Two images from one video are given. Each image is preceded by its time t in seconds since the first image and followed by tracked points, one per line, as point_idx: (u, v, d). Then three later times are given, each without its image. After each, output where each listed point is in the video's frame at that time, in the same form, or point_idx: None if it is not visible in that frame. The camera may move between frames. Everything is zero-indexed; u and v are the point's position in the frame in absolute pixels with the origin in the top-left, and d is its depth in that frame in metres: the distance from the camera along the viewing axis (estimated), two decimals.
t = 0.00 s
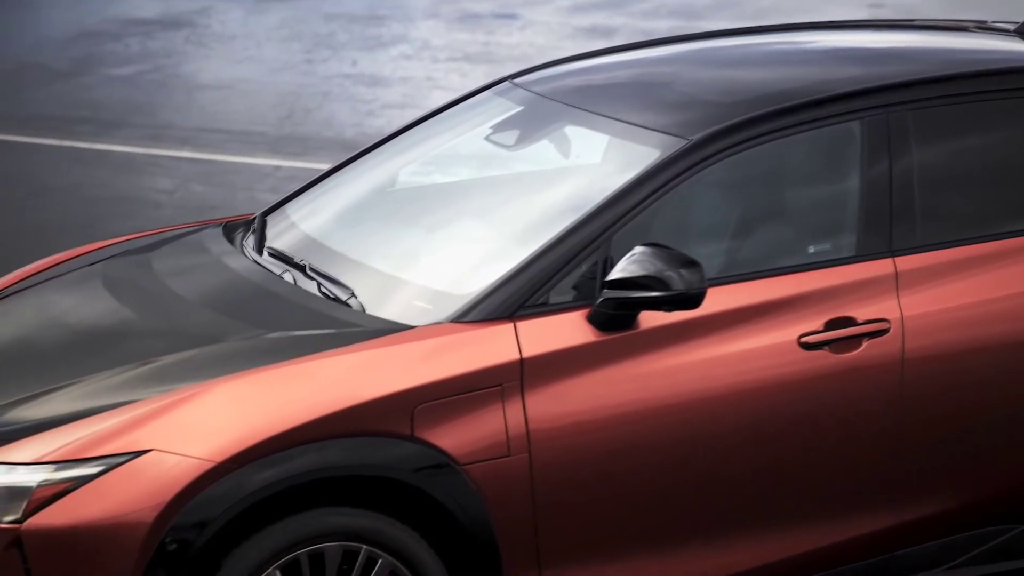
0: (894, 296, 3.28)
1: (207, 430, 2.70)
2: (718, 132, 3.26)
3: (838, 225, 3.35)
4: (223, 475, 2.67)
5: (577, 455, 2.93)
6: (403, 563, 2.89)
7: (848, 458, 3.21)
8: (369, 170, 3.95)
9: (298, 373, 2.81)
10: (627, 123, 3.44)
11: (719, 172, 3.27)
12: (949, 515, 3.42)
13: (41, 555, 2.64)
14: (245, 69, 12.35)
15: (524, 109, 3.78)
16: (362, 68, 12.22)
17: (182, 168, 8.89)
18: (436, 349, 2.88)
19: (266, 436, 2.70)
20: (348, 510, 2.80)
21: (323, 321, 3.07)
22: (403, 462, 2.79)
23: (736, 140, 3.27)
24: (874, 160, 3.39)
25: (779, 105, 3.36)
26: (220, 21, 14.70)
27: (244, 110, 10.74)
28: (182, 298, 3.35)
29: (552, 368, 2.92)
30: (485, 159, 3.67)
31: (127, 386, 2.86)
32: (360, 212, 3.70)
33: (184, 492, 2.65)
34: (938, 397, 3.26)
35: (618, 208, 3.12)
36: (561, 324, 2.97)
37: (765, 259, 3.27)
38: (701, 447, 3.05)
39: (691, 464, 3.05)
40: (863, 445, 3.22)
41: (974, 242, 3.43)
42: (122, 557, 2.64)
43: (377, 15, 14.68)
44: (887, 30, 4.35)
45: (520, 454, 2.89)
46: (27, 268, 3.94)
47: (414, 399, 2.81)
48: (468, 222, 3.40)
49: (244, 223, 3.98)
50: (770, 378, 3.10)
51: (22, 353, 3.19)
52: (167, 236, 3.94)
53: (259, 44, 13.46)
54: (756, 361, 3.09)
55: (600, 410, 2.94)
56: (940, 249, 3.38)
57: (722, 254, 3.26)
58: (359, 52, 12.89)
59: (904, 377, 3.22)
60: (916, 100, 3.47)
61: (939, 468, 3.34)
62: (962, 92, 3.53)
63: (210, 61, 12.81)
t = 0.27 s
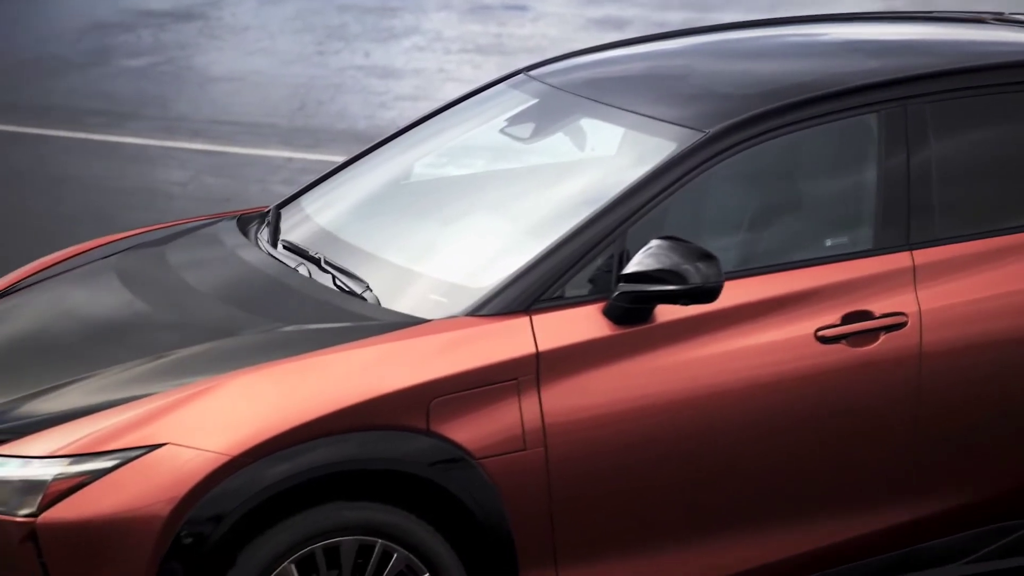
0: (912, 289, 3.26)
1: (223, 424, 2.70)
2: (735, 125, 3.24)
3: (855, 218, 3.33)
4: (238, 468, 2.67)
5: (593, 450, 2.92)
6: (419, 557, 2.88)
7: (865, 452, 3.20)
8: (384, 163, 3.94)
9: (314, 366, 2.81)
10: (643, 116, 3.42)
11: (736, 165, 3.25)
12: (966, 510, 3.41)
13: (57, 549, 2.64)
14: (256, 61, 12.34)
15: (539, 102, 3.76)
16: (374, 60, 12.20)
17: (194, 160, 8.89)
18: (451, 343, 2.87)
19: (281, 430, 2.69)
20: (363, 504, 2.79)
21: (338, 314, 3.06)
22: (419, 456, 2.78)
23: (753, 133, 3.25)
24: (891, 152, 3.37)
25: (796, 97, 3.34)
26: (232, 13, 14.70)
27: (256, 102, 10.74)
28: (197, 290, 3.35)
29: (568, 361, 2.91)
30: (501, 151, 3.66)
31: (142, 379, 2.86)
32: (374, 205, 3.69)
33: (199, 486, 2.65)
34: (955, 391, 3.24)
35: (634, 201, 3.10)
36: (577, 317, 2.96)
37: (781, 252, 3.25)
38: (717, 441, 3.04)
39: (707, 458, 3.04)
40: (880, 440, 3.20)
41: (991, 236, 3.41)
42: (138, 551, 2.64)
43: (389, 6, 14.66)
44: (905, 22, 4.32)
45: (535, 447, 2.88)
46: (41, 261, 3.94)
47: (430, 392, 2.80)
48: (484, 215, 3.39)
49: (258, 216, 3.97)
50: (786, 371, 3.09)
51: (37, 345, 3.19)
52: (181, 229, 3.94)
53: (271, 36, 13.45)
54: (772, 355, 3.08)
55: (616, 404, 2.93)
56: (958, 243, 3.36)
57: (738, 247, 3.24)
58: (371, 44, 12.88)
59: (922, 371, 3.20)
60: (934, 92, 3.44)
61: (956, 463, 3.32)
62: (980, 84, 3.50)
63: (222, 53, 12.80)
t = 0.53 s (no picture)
0: (927, 283, 3.24)
1: (236, 418, 2.69)
2: (750, 118, 3.22)
3: (870, 212, 3.31)
4: (251, 463, 2.66)
5: (607, 445, 2.91)
6: (432, 551, 2.88)
7: (880, 447, 3.18)
8: (396, 157, 3.93)
9: (327, 360, 2.80)
10: (657, 109, 3.41)
11: (750, 158, 3.23)
12: (980, 505, 3.39)
13: (70, 543, 2.64)
14: (267, 54, 12.33)
15: (553, 95, 3.75)
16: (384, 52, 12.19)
17: (205, 153, 8.89)
18: (465, 337, 2.86)
19: (295, 424, 2.68)
20: (377, 499, 2.79)
21: (351, 308, 3.05)
22: (432, 450, 2.77)
23: (767, 126, 3.23)
24: (906, 145, 3.35)
25: (811, 90, 3.32)
26: (242, 5, 14.69)
27: (266, 95, 10.73)
28: (209, 284, 3.34)
29: (582, 355, 2.90)
30: (516, 145, 3.64)
31: (154, 373, 2.85)
32: (386, 198, 3.68)
33: (212, 480, 2.64)
34: (970, 386, 3.23)
35: (648, 195, 3.09)
36: (591, 311, 2.95)
37: (795, 245, 3.23)
38: (732, 436, 3.02)
39: (722, 453, 3.03)
40: (895, 435, 3.19)
41: (1007, 229, 3.39)
42: (152, 545, 2.63)
43: None
44: (920, 14, 4.30)
45: (549, 442, 2.87)
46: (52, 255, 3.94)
47: (443, 386, 2.79)
48: (497, 209, 3.38)
49: (270, 209, 3.96)
50: (801, 366, 3.07)
51: (50, 339, 3.18)
52: (193, 223, 3.93)
53: (281, 28, 13.44)
54: (787, 349, 3.06)
55: (630, 398, 2.91)
56: (973, 237, 3.34)
57: (752, 240, 3.22)
58: (381, 37, 12.86)
59: (937, 365, 3.19)
60: (950, 85, 3.42)
61: (971, 458, 3.30)
62: (996, 77, 3.48)
63: (232, 46, 12.80)
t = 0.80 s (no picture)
0: (943, 276, 3.22)
1: (250, 411, 2.68)
2: (765, 110, 3.20)
3: (886, 205, 3.29)
4: (265, 456, 2.66)
5: (622, 439, 2.90)
6: (446, 545, 2.87)
7: (895, 441, 3.17)
8: (409, 149, 3.92)
9: (341, 353, 2.79)
10: (672, 101, 3.39)
11: (766, 151, 3.21)
12: (995, 500, 3.38)
13: (84, 536, 2.63)
14: (277, 45, 12.32)
15: (567, 87, 3.73)
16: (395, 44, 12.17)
17: (216, 144, 8.89)
18: (479, 330, 2.85)
19: (309, 417, 2.67)
20: (391, 493, 2.78)
21: (365, 301, 3.04)
22: (447, 444, 2.77)
23: (783, 118, 3.21)
24: (922, 138, 3.33)
25: (827, 82, 3.30)
26: None
27: (277, 86, 10.72)
28: (223, 276, 3.33)
29: (597, 349, 2.89)
30: (532, 137, 3.63)
31: (168, 366, 2.85)
32: (400, 191, 3.67)
33: (227, 473, 2.63)
34: (986, 380, 3.21)
35: (663, 187, 3.07)
36: (605, 304, 2.93)
37: (811, 238, 3.21)
38: (746, 430, 3.01)
39: (736, 447, 3.02)
40: (910, 429, 3.17)
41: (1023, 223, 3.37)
42: (166, 538, 2.63)
43: None
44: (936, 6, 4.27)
45: (564, 436, 2.86)
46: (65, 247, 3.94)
47: (458, 380, 2.78)
48: (511, 202, 3.36)
49: (284, 201, 3.96)
50: (816, 360, 3.06)
51: (64, 331, 3.18)
52: (206, 215, 3.93)
53: (292, 19, 13.42)
54: (802, 343, 3.05)
55: (645, 392, 2.90)
56: (989, 230, 3.32)
57: (767, 233, 3.20)
58: (392, 28, 12.84)
59: (952, 359, 3.17)
60: (966, 78, 3.40)
61: (987, 452, 3.29)
62: (1012, 70, 3.46)
63: (243, 37, 12.79)
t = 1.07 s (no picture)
0: (963, 268, 3.20)
1: (267, 402, 2.68)
2: (784, 101, 3.18)
3: (905, 196, 3.27)
4: (282, 448, 2.65)
5: (639, 431, 2.88)
6: (463, 537, 2.86)
7: (914, 434, 3.15)
8: (425, 140, 3.91)
9: (358, 345, 2.78)
10: (690, 91, 3.37)
11: (784, 142, 3.19)
12: (1014, 493, 3.36)
13: (101, 528, 2.63)
14: (290, 34, 12.30)
15: (583, 78, 3.71)
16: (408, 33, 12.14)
17: (230, 134, 8.88)
18: (497, 322, 2.84)
19: (326, 409, 2.66)
20: (408, 485, 2.78)
21: (382, 293, 3.03)
22: (464, 436, 2.76)
23: (802, 109, 3.19)
24: (942, 129, 3.30)
25: (847, 72, 3.27)
26: None
27: (290, 76, 10.71)
28: (238, 267, 3.32)
29: (615, 341, 2.87)
30: (549, 128, 3.61)
31: (185, 358, 2.84)
32: (416, 182, 3.66)
33: (244, 465, 2.63)
34: (1006, 373, 3.19)
35: (682, 178, 3.05)
36: (623, 296, 2.92)
37: (830, 230, 3.19)
38: (765, 422, 2.99)
39: (754, 439, 3.00)
40: (929, 422, 3.15)
41: None
42: (183, 530, 2.62)
43: None
44: None
45: (581, 428, 2.84)
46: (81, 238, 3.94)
47: (475, 371, 2.77)
48: (528, 193, 3.35)
49: (299, 192, 3.94)
50: (835, 352, 3.04)
51: (80, 322, 3.18)
52: (222, 206, 3.92)
53: (305, 9, 13.40)
54: (821, 335, 3.03)
55: (663, 384, 2.89)
56: (1010, 221, 3.30)
57: (786, 224, 3.18)
58: (405, 17, 12.81)
59: (972, 351, 3.15)
60: (987, 68, 3.37)
61: (1006, 445, 3.27)
62: None
63: (256, 26, 12.77)
